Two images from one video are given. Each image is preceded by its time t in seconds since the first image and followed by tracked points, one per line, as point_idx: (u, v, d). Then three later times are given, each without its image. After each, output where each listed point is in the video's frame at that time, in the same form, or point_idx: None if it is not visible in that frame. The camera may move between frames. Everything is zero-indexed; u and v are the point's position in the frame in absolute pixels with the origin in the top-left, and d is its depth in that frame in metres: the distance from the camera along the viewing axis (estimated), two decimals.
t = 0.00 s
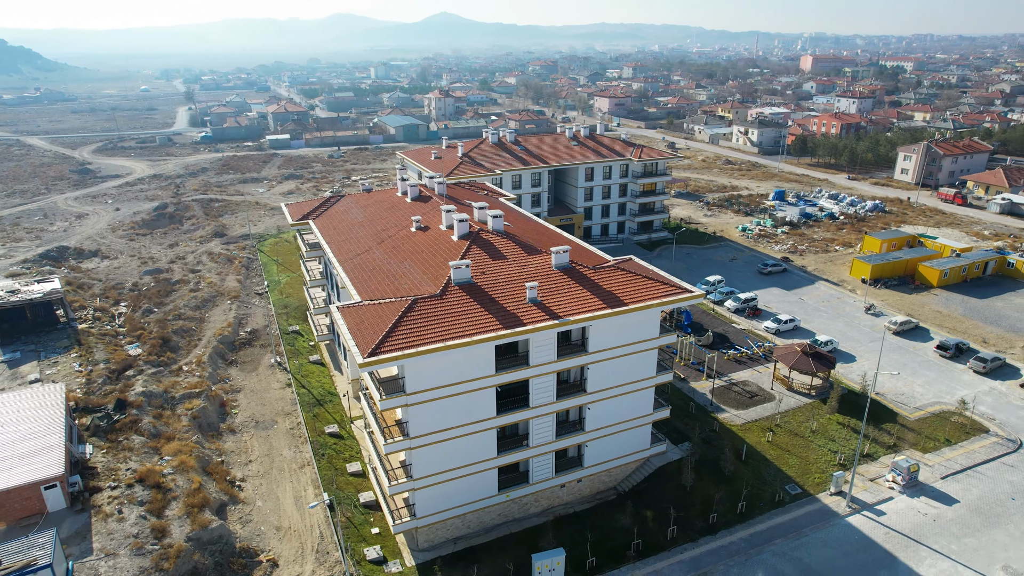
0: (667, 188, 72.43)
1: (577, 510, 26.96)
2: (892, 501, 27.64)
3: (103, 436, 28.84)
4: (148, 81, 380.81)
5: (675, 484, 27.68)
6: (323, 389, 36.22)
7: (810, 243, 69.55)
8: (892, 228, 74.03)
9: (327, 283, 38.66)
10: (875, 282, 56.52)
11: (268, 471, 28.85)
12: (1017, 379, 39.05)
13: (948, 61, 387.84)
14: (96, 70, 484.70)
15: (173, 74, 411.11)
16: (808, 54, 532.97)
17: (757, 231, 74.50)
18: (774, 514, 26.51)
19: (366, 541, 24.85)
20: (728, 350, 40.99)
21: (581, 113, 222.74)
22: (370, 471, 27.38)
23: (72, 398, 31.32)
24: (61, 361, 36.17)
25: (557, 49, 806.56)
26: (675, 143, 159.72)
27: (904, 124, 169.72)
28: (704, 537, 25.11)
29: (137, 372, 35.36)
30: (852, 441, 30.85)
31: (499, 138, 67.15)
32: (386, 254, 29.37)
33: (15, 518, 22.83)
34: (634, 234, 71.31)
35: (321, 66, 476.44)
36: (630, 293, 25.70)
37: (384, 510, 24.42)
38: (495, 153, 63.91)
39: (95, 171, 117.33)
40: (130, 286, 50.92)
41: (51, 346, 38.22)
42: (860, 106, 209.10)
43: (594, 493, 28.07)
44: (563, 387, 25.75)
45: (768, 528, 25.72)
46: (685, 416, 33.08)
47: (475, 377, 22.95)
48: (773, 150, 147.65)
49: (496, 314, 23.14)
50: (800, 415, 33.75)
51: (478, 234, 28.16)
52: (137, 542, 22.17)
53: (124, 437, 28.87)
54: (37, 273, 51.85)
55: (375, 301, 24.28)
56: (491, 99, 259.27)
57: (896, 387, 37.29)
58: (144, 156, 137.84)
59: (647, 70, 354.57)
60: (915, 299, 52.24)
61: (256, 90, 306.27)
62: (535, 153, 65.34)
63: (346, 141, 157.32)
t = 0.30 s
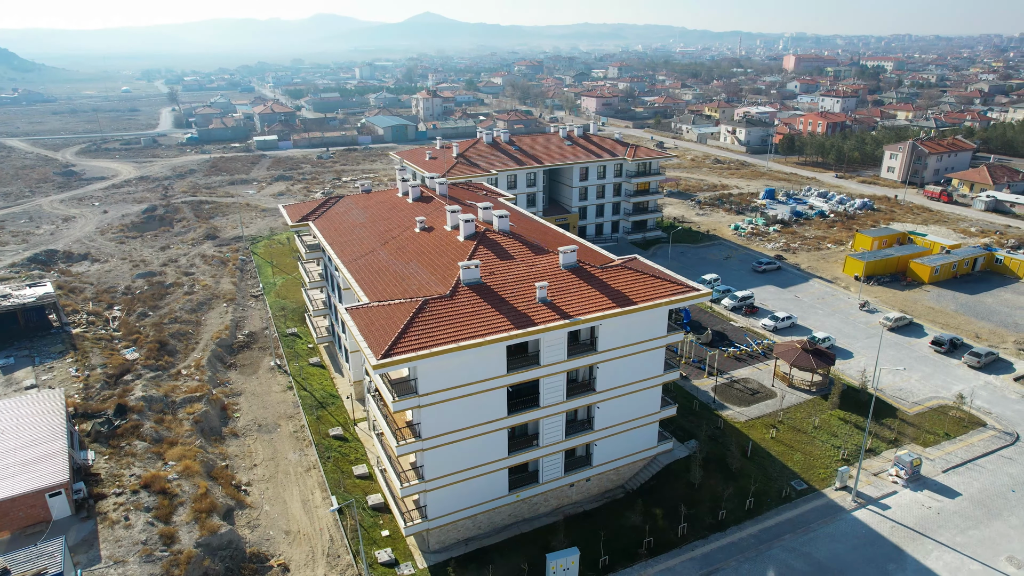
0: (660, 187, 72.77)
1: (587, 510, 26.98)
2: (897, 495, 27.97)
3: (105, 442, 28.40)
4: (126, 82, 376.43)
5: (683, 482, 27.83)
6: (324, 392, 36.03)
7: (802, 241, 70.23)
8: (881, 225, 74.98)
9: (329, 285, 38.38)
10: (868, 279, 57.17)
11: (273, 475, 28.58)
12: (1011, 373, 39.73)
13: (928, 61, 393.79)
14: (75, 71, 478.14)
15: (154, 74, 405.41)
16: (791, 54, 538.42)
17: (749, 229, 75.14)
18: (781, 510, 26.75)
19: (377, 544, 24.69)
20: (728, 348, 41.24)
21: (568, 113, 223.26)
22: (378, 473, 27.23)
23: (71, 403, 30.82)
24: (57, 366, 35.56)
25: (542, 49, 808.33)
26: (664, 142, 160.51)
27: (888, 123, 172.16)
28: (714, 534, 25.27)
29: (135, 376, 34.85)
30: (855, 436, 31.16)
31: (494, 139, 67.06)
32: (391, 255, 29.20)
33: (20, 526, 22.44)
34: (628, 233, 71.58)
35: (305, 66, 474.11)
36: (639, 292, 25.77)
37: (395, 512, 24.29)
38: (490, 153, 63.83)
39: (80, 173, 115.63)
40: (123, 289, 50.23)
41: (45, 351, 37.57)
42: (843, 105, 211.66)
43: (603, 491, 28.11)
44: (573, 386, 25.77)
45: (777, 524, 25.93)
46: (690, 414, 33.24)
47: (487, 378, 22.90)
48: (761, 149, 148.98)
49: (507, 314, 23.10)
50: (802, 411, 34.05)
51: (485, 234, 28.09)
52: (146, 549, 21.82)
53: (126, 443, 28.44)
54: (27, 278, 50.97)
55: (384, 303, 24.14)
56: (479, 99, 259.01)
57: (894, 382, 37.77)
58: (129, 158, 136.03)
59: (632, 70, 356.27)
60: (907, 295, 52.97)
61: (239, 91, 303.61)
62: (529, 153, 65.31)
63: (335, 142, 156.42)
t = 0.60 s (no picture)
0: (654, 186, 73.07)
1: (596, 508, 27.02)
2: (900, 489, 28.34)
3: (107, 448, 27.97)
4: (106, 82, 370.88)
5: (691, 479, 27.98)
6: (326, 394, 35.80)
7: (794, 240, 70.92)
8: (871, 223, 75.94)
9: (329, 286, 38.10)
10: (861, 276, 57.85)
11: (279, 479, 28.30)
12: (1004, 368, 40.41)
13: (908, 61, 399.76)
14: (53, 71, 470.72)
15: (135, 75, 399.96)
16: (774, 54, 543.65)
17: (741, 228, 75.77)
18: (789, 505, 26.98)
19: (387, 547, 24.52)
20: (727, 345, 41.55)
21: (556, 113, 223.66)
22: (387, 474, 27.09)
23: (69, 409, 30.30)
24: (53, 371, 34.97)
25: (526, 49, 809.93)
26: (653, 142, 161.35)
27: (872, 121, 174.42)
28: (724, 530, 25.41)
29: (134, 381, 34.35)
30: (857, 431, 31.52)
31: (488, 138, 66.96)
32: (396, 256, 29.04)
33: (25, 535, 22.05)
34: (622, 233, 71.86)
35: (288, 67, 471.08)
36: (647, 291, 25.86)
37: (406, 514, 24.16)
38: (485, 153, 63.73)
39: (65, 176, 113.79)
40: (116, 293, 49.51)
41: (40, 356, 36.92)
42: (827, 104, 214.32)
43: (611, 490, 28.17)
44: (582, 386, 25.79)
45: (785, 520, 26.15)
46: (693, 412, 33.43)
47: (498, 378, 22.86)
48: (749, 148, 150.27)
49: (518, 314, 23.09)
50: (804, 407, 34.38)
51: (491, 234, 28.03)
52: (156, 555, 21.54)
53: (129, 448, 28.05)
54: (16, 282, 50.05)
55: (393, 304, 24.00)
56: (466, 100, 258.73)
57: (892, 377, 38.26)
58: (114, 160, 134.21)
59: (618, 70, 357.86)
60: (900, 291, 53.70)
61: (223, 91, 300.56)
62: (524, 152, 65.28)
63: (323, 143, 155.42)
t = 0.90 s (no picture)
0: (647, 185, 73.35)
1: (605, 507, 27.07)
2: (904, 483, 28.70)
3: (110, 454, 27.55)
4: (85, 82, 365.53)
5: (699, 477, 28.14)
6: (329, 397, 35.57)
7: (786, 238, 71.56)
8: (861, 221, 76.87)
9: (330, 287, 37.82)
10: (854, 273, 58.51)
11: (286, 483, 28.03)
12: (998, 362, 41.06)
13: (889, 60, 405.52)
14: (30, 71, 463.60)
15: (115, 76, 394.23)
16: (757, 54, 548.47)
17: (734, 226, 76.35)
18: (796, 501, 27.22)
19: (399, 549, 24.37)
20: (727, 343, 41.85)
21: (544, 113, 223.92)
22: (396, 476, 26.95)
23: (68, 415, 29.79)
24: (49, 377, 34.38)
25: (511, 49, 811.21)
26: (641, 142, 162.10)
27: (856, 120, 176.67)
28: (733, 527, 25.59)
29: (133, 386, 33.83)
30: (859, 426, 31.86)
31: (482, 138, 66.82)
32: (402, 256, 28.89)
33: (30, 543, 21.66)
34: (616, 232, 72.08)
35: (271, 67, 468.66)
36: (655, 289, 25.95)
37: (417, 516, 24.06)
38: (480, 153, 63.61)
39: (49, 178, 112.01)
40: (108, 296, 48.80)
41: (35, 362, 36.25)
42: (812, 104, 216.81)
43: (619, 488, 28.23)
44: (591, 385, 25.84)
45: (793, 515, 26.37)
46: (697, 410, 33.61)
47: (511, 378, 22.84)
48: (737, 147, 151.53)
49: (529, 314, 23.08)
50: (805, 403, 34.70)
51: (497, 234, 27.99)
52: (166, 562, 21.26)
53: (132, 454, 27.66)
54: (6, 286, 49.15)
55: (403, 306, 23.89)
56: (453, 100, 258.26)
57: (890, 373, 38.73)
58: (98, 161, 132.31)
59: (603, 70, 359.26)
60: (893, 288, 54.38)
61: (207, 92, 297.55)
62: (519, 152, 65.24)
63: (311, 144, 154.33)
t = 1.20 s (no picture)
0: (641, 185, 73.60)
1: (615, 506, 27.13)
2: (907, 477, 29.05)
3: (113, 459, 27.16)
4: (65, 83, 359.83)
5: (707, 474, 28.32)
6: (331, 399, 35.38)
7: (779, 236, 72.20)
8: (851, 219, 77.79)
9: (331, 288, 37.56)
10: (848, 271, 59.16)
11: (293, 486, 27.79)
12: (992, 357, 41.72)
13: (871, 60, 410.98)
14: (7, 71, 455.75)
15: (96, 77, 388.77)
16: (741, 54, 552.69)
17: (727, 225, 76.96)
18: (803, 496, 27.46)
19: (411, 551, 24.27)
20: (727, 341, 42.10)
21: (532, 113, 224.04)
22: (404, 478, 26.82)
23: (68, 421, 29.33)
24: (46, 382, 33.81)
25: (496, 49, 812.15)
26: (631, 142, 162.73)
27: (842, 119, 178.67)
28: (743, 523, 25.76)
29: (132, 391, 33.34)
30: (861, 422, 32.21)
31: (477, 139, 66.71)
32: (408, 257, 28.76)
33: (37, 551, 21.30)
34: (611, 231, 72.23)
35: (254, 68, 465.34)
36: (664, 288, 26.04)
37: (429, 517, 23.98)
38: (475, 153, 63.54)
39: (33, 181, 110.12)
40: (102, 300, 48.10)
41: (30, 367, 35.63)
42: (797, 103, 219.02)
43: (628, 487, 28.31)
44: (601, 384, 25.89)
45: (801, 511, 26.60)
46: (702, 408, 33.81)
47: (523, 378, 22.84)
48: (725, 146, 152.67)
49: (541, 314, 23.09)
50: (807, 400, 35.03)
51: (505, 234, 27.95)
52: (178, 568, 21.01)
53: (136, 459, 27.28)
54: None
55: (414, 306, 23.81)
56: (441, 100, 257.72)
57: (888, 368, 39.17)
58: (83, 164, 130.29)
59: (590, 70, 360.26)
60: (886, 285, 55.07)
61: (191, 93, 294.05)
62: (514, 152, 65.21)
63: (300, 145, 153.22)
